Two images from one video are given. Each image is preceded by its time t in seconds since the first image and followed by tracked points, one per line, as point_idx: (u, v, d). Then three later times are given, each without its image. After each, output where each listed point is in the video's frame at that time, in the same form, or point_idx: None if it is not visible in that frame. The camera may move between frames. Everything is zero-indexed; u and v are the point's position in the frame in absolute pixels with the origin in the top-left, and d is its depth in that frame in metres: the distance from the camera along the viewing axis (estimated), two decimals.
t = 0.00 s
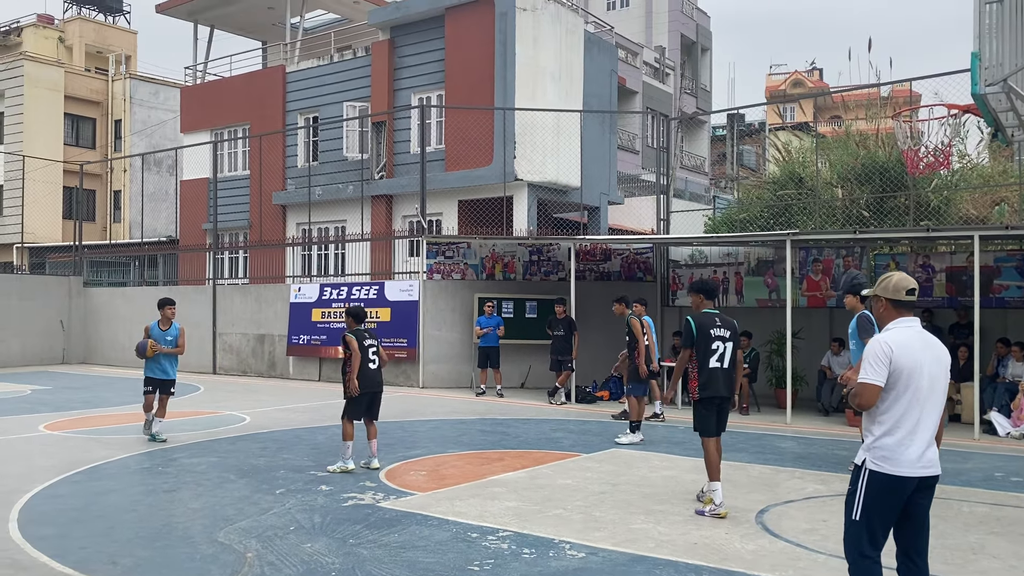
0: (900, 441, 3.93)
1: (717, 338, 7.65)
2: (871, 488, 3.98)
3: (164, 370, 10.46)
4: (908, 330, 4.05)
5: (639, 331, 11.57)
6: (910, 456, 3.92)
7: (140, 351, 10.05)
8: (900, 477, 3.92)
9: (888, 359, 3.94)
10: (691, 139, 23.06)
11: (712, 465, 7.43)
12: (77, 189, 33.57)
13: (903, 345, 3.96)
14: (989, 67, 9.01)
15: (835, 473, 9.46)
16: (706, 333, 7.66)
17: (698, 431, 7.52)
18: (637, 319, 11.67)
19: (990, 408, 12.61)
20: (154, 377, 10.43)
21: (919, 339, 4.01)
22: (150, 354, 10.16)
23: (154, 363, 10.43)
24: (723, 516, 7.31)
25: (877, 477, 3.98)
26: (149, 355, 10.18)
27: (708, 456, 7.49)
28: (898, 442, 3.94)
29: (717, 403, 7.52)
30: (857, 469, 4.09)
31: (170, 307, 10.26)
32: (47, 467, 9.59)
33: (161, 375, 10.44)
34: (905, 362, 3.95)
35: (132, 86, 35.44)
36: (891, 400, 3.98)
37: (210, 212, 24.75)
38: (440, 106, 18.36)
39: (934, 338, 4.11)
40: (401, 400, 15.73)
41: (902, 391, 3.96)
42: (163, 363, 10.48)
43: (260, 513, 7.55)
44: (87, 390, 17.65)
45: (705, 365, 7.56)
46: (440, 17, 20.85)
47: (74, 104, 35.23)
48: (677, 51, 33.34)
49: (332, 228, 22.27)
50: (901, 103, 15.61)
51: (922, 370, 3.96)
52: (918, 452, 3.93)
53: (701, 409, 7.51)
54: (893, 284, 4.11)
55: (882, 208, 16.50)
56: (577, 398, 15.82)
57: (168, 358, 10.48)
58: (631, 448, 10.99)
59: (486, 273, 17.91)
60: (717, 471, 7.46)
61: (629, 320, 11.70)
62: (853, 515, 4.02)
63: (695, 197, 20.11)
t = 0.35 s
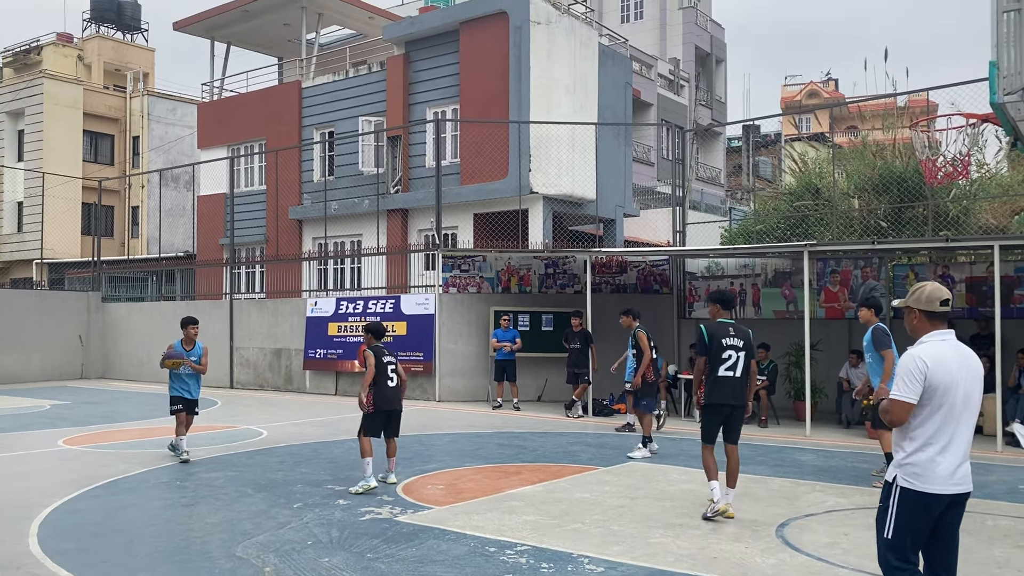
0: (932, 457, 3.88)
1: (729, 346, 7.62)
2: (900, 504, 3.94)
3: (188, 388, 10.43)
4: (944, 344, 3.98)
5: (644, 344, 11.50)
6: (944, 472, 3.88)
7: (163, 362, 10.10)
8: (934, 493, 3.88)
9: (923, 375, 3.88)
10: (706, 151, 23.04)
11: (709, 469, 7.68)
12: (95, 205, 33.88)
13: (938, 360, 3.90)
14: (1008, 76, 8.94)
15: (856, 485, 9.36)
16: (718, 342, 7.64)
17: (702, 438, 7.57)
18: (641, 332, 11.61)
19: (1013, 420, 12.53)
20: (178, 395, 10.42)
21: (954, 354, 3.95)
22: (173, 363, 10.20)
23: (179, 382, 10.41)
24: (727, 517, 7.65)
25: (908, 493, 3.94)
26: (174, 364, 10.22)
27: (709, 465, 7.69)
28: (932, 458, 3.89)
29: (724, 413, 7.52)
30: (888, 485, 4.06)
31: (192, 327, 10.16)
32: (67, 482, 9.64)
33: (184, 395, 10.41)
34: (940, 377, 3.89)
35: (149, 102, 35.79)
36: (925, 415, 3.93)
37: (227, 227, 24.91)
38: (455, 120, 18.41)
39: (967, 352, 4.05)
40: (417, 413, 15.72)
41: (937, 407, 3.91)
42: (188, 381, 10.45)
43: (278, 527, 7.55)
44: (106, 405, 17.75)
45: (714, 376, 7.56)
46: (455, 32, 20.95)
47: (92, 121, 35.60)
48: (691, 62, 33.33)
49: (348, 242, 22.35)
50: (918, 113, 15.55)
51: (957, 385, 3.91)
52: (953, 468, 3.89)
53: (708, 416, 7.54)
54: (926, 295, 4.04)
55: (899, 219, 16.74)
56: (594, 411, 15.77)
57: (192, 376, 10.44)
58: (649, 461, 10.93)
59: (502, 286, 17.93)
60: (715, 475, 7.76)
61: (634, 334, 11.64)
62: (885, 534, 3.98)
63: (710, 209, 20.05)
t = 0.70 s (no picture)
0: (967, 471, 3.72)
1: (728, 352, 7.63)
2: (948, 523, 3.75)
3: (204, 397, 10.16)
4: (968, 352, 3.80)
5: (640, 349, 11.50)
6: (979, 486, 3.71)
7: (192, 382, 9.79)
8: (972, 507, 3.71)
9: (950, 388, 3.71)
10: (710, 156, 23.08)
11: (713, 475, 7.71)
12: (101, 213, 34.01)
13: (965, 370, 3.73)
14: (1012, 81, 8.95)
15: (863, 491, 9.34)
16: (717, 350, 7.66)
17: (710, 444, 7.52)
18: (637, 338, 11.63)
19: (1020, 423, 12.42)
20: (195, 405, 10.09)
21: (980, 363, 3.77)
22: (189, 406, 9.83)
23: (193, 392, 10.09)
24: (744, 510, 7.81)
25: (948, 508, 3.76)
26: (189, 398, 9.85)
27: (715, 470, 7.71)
28: (965, 473, 3.73)
29: (728, 417, 7.51)
30: (924, 502, 3.88)
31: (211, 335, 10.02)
32: (73, 490, 9.66)
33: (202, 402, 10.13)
34: (968, 389, 3.72)
35: (155, 111, 35.96)
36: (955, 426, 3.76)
37: (232, 234, 24.99)
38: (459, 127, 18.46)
39: (994, 357, 3.87)
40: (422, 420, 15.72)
41: (966, 419, 3.74)
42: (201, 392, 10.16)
43: (284, 535, 7.56)
44: (113, 413, 17.81)
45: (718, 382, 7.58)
46: (458, 39, 21.02)
47: (98, 130, 35.77)
48: (695, 69, 33.39)
49: (353, 249, 22.40)
50: (921, 118, 15.57)
51: (987, 395, 3.73)
52: (988, 481, 3.72)
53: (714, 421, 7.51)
54: (943, 300, 3.85)
55: (905, 224, 16.45)
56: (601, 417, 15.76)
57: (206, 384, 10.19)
58: (654, 467, 10.93)
59: (507, 293, 18.00)
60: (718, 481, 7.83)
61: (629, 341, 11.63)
62: (939, 555, 3.76)
63: (715, 215, 20.06)
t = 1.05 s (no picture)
0: (991, 476, 3.57)
1: (749, 358, 7.66)
2: (972, 528, 3.60)
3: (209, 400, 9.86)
4: (990, 353, 3.64)
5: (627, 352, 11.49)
6: (1005, 493, 3.55)
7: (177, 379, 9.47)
8: (996, 514, 3.55)
9: (969, 390, 3.56)
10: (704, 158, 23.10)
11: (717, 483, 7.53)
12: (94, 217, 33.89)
13: (985, 371, 3.57)
14: (1004, 82, 8.97)
15: (857, 492, 9.34)
16: (738, 356, 7.68)
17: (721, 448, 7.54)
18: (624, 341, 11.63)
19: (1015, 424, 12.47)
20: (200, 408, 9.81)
21: (1001, 363, 3.60)
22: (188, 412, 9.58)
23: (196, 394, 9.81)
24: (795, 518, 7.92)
25: (974, 513, 3.61)
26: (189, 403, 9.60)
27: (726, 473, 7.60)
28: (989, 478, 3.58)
29: (745, 424, 7.48)
30: (950, 508, 3.73)
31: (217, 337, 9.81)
32: (66, 494, 9.61)
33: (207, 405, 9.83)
34: (989, 390, 3.56)
35: (148, 114, 35.84)
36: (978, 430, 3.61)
37: (225, 237, 24.93)
38: (453, 129, 18.42)
39: (1020, 357, 3.69)
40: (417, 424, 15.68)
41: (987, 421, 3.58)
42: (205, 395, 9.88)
43: (278, 538, 7.52)
44: (106, 417, 17.72)
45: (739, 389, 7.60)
46: (452, 41, 21.01)
47: (91, 133, 35.66)
48: (688, 71, 33.42)
49: (347, 252, 22.35)
50: (915, 119, 15.59)
51: (1011, 396, 3.57)
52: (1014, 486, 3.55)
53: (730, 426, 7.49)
54: (964, 298, 3.67)
55: (898, 225, 16.49)
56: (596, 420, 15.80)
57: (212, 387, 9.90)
58: (650, 469, 10.92)
59: (501, 295, 18.09)
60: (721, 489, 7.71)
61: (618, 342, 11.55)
62: (964, 561, 3.61)
63: (709, 217, 20.03)
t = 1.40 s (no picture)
0: (1016, 480, 3.44)
1: (762, 350, 7.82)
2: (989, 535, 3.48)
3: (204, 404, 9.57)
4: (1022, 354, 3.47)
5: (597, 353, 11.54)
6: None
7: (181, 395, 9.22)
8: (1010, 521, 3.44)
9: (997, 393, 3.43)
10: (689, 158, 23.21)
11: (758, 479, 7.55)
12: (77, 217, 33.65)
13: (1011, 373, 3.42)
14: (986, 82, 8.97)
15: (841, 489, 9.41)
16: (756, 349, 7.75)
17: (751, 442, 7.59)
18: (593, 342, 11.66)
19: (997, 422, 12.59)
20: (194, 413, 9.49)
21: None
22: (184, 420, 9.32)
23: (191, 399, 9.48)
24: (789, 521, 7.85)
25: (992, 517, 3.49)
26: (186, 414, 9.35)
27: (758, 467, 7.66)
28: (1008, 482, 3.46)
29: (773, 418, 7.61)
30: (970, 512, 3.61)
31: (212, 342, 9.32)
32: (50, 496, 9.55)
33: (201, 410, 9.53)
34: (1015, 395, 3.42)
35: (132, 114, 35.60)
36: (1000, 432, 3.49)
37: (210, 238, 24.82)
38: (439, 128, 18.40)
39: None
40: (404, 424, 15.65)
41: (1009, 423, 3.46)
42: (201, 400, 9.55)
43: (264, 539, 7.50)
44: (89, 418, 17.61)
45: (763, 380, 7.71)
46: (437, 41, 21.00)
47: (74, 133, 35.41)
48: (673, 71, 33.54)
49: (333, 252, 22.30)
50: (898, 119, 15.73)
51: None
52: None
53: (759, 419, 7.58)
54: (994, 299, 3.51)
55: (881, 224, 16.57)
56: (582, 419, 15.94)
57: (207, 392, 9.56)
58: (636, 467, 10.96)
59: (488, 295, 18.06)
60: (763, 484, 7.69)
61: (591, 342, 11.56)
62: (972, 565, 3.51)
63: (694, 216, 20.08)
